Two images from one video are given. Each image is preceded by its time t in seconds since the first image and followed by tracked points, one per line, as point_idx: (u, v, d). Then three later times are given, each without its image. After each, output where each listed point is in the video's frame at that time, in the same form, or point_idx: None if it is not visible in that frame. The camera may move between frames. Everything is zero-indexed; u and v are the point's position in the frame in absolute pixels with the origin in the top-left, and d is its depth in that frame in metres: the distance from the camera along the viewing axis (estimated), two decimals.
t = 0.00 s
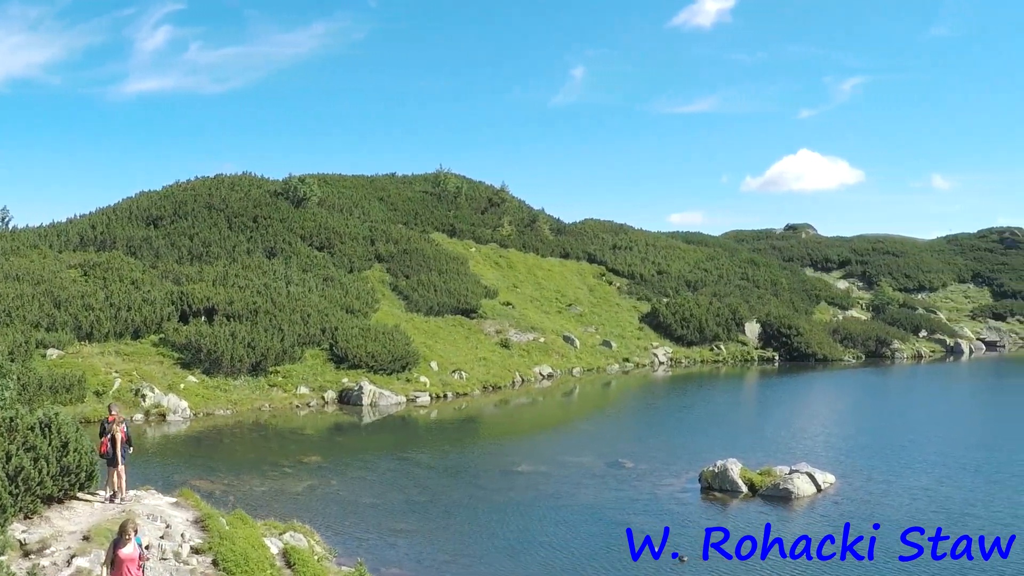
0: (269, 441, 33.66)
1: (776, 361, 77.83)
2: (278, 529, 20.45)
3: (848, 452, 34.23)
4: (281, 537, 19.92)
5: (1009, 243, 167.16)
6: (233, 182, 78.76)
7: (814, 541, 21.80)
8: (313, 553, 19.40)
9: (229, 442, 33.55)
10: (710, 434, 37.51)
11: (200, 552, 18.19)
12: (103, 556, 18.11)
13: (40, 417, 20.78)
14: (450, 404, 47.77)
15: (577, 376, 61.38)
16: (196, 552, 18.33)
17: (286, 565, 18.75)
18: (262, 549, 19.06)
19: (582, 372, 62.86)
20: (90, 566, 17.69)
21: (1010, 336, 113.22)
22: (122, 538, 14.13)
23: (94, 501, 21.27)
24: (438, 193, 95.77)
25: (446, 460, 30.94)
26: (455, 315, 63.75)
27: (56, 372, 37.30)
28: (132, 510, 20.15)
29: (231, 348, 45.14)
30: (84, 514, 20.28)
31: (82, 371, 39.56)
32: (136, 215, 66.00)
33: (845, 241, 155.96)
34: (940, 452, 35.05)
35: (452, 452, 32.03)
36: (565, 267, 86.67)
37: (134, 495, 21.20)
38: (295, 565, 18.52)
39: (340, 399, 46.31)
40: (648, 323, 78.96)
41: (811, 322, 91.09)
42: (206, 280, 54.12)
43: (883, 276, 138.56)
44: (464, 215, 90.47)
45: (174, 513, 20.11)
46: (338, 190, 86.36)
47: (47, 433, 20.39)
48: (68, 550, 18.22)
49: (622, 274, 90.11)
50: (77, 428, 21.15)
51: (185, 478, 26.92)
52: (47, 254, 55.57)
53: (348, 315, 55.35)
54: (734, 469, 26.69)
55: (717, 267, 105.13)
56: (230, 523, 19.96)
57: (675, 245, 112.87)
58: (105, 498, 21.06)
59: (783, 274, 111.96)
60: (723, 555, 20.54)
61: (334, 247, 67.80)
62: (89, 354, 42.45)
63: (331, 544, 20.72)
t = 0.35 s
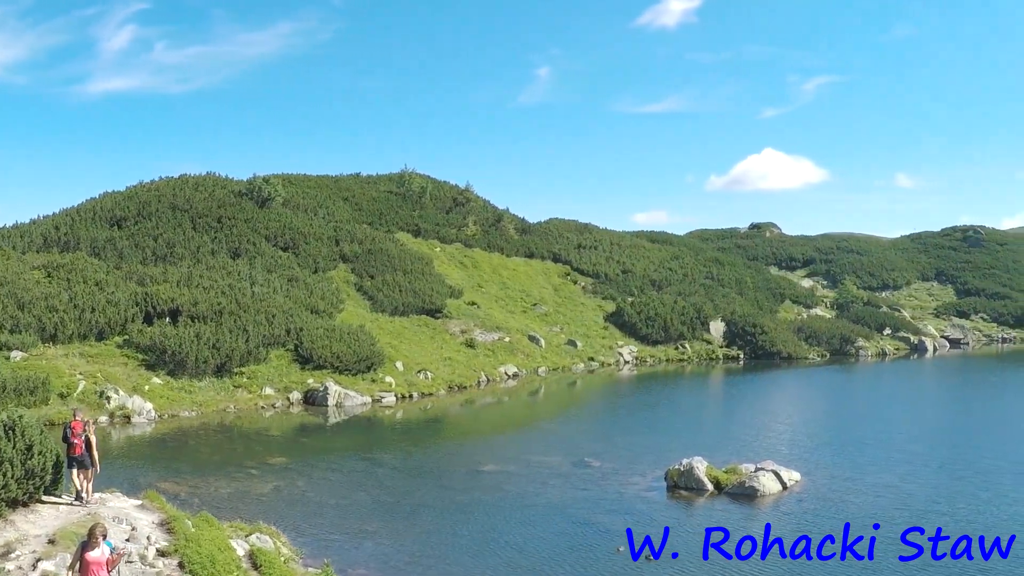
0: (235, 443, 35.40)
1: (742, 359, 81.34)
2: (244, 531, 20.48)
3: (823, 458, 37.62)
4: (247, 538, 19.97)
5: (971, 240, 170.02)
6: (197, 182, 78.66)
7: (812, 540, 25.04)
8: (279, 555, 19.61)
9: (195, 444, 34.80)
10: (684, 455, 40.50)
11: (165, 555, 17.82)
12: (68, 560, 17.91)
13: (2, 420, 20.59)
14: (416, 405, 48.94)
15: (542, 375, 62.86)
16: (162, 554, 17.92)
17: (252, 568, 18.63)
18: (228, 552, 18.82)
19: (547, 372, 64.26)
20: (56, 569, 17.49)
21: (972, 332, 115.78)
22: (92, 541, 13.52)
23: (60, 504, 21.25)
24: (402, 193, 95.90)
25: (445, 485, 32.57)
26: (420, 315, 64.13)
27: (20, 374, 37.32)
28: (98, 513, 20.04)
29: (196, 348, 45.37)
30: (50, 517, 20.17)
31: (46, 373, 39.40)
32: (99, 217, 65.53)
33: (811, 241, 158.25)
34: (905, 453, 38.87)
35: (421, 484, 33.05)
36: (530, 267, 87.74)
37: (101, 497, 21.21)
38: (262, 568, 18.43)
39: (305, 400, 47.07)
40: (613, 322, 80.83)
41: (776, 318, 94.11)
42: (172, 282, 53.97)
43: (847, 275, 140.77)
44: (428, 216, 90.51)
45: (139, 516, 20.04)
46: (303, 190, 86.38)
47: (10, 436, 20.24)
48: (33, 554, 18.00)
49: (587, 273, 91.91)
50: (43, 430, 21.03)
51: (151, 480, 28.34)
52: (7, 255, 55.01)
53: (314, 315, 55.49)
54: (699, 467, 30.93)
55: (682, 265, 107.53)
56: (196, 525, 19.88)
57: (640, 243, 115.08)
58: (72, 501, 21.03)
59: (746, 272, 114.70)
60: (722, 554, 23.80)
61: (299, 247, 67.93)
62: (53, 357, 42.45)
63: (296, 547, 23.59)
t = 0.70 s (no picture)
0: (197, 444, 35.40)
1: (703, 357, 82.70)
2: (207, 534, 20.46)
3: (789, 457, 39.04)
4: (211, 541, 19.93)
5: (932, 239, 174.52)
6: (157, 182, 77.42)
7: (813, 539, 26.61)
8: (242, 558, 19.77)
9: (157, 445, 34.69)
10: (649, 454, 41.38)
11: (129, 558, 17.58)
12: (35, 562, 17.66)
13: None
14: (379, 406, 48.84)
15: (505, 375, 63.19)
16: (125, 557, 17.68)
17: (217, 570, 18.63)
18: (192, 554, 18.69)
19: (510, 372, 64.55)
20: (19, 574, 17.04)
21: (932, 330, 119.21)
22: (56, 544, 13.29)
23: (20, 506, 20.84)
24: (364, 193, 95.34)
25: (421, 494, 33.09)
26: (382, 315, 64.02)
27: None
28: (60, 517, 19.72)
29: (158, 350, 44.76)
30: (10, 521, 19.78)
31: (7, 375, 38.55)
32: (59, 217, 64.06)
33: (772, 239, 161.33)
34: (866, 450, 40.59)
35: (388, 484, 33.67)
36: (492, 267, 87.92)
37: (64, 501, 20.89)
38: (226, 570, 18.43)
39: (268, 401, 46.70)
40: (575, 321, 81.51)
41: (737, 317, 95.91)
42: (133, 283, 53.07)
43: (807, 273, 143.67)
44: (391, 216, 90.17)
45: (102, 519, 19.81)
46: (265, 190, 85.45)
47: None
48: None
49: (551, 273, 92.51)
50: (4, 434, 20.35)
51: (113, 481, 28.37)
52: None
53: (276, 316, 55.04)
54: (661, 466, 33.56)
55: (644, 264, 108.82)
56: (160, 527, 19.77)
57: (602, 243, 116.14)
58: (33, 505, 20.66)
59: (707, 271, 116.47)
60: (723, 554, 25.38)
61: (260, 248, 67.22)
62: (12, 359, 41.56)
63: (257, 548, 23.85)
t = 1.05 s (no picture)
0: (159, 445, 35.03)
1: (665, 356, 84.04)
2: (170, 536, 20.38)
3: (754, 456, 40.09)
4: (174, 544, 19.83)
5: (893, 238, 179.37)
6: (118, 182, 75.90)
7: (815, 540, 27.27)
8: (205, 559, 19.78)
9: (120, 447, 34.30)
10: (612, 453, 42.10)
11: (92, 561, 17.31)
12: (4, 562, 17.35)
13: None
14: (342, 406, 48.61)
15: (467, 375, 63.37)
16: (89, 560, 17.39)
17: (180, 572, 18.58)
18: (155, 557, 18.53)
19: (473, 371, 64.76)
20: None
21: (894, 328, 122.82)
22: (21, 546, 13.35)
23: None
24: (326, 193, 94.48)
25: (387, 495, 33.18)
26: (344, 316, 63.64)
27: None
28: (21, 520, 19.36)
29: (120, 352, 43.92)
30: None
31: None
32: (19, 218, 62.33)
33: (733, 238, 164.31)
34: (829, 448, 41.91)
35: (350, 484, 33.74)
36: (454, 267, 87.98)
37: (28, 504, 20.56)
38: (189, 572, 18.36)
39: (231, 403, 46.19)
40: (538, 321, 82.11)
41: (698, 316, 97.58)
42: (94, 284, 51.90)
43: (769, 272, 146.75)
44: (353, 216, 89.57)
45: (64, 523, 19.51)
46: (226, 190, 84.27)
47: None
48: None
49: (513, 272, 92.91)
50: None
51: (77, 485, 28.17)
52: None
53: (238, 317, 54.36)
54: (625, 464, 34.57)
55: (605, 263, 109.90)
56: (122, 530, 19.57)
57: (564, 242, 116.93)
58: None
59: (668, 270, 118.12)
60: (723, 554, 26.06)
61: (222, 248, 66.21)
62: None
63: (221, 550, 23.88)
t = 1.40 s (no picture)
0: (120, 447, 34.73)
1: (627, 355, 85.27)
2: (133, 540, 20.25)
3: (717, 456, 41.09)
4: (137, 547, 19.69)
5: (853, 238, 184.25)
6: (77, 182, 74.27)
7: (813, 540, 27.99)
8: (168, 563, 19.64)
9: (80, 449, 33.95)
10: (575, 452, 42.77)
11: (54, 566, 17.04)
12: None
13: None
14: (304, 407, 48.36)
15: (429, 375, 63.43)
16: (51, 565, 17.11)
17: None
18: (118, 561, 18.34)
19: (435, 372, 64.88)
20: None
21: (855, 326, 126.22)
22: None
23: None
24: (287, 193, 93.42)
25: (351, 496, 33.28)
26: (306, 317, 63.12)
27: None
28: None
29: (80, 354, 43.19)
30: None
31: None
32: None
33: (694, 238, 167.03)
34: (789, 446, 43.27)
35: (313, 485, 33.69)
36: (416, 267, 87.89)
37: None
38: None
39: (192, 404, 45.74)
40: (499, 321, 82.54)
41: (660, 314, 99.13)
42: (53, 285, 50.65)
43: (729, 271, 149.49)
44: (314, 216, 88.78)
45: (24, 527, 19.20)
46: (186, 190, 82.92)
47: None
48: None
49: (475, 272, 93.13)
50: None
51: (38, 488, 28.00)
52: None
53: (199, 318, 53.56)
54: (587, 463, 35.49)
55: (567, 263, 110.83)
56: (84, 534, 19.34)
57: (525, 242, 117.58)
58: None
59: (629, 269, 119.57)
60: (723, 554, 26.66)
61: (183, 249, 65.07)
62: None
63: (183, 552, 23.85)
